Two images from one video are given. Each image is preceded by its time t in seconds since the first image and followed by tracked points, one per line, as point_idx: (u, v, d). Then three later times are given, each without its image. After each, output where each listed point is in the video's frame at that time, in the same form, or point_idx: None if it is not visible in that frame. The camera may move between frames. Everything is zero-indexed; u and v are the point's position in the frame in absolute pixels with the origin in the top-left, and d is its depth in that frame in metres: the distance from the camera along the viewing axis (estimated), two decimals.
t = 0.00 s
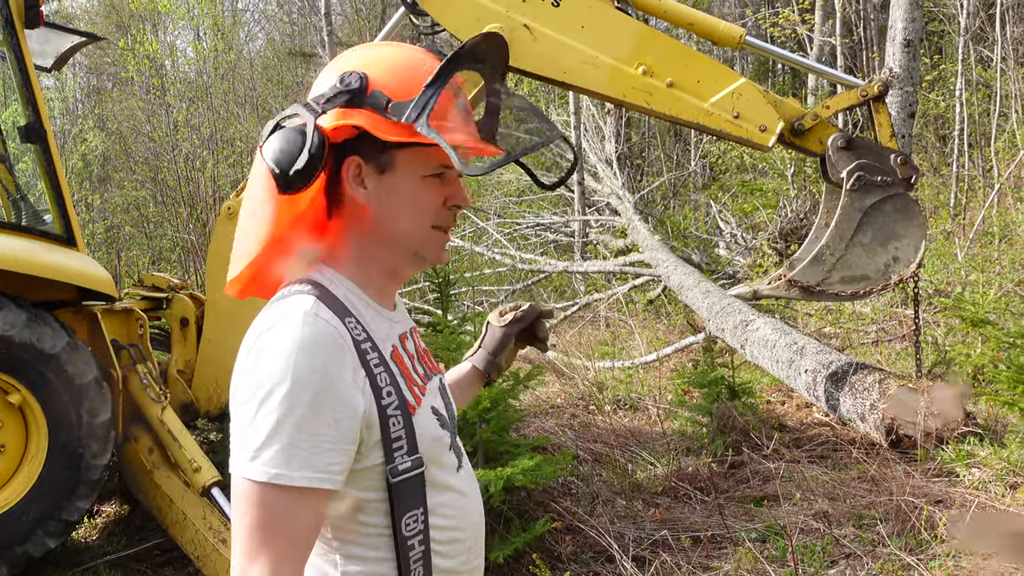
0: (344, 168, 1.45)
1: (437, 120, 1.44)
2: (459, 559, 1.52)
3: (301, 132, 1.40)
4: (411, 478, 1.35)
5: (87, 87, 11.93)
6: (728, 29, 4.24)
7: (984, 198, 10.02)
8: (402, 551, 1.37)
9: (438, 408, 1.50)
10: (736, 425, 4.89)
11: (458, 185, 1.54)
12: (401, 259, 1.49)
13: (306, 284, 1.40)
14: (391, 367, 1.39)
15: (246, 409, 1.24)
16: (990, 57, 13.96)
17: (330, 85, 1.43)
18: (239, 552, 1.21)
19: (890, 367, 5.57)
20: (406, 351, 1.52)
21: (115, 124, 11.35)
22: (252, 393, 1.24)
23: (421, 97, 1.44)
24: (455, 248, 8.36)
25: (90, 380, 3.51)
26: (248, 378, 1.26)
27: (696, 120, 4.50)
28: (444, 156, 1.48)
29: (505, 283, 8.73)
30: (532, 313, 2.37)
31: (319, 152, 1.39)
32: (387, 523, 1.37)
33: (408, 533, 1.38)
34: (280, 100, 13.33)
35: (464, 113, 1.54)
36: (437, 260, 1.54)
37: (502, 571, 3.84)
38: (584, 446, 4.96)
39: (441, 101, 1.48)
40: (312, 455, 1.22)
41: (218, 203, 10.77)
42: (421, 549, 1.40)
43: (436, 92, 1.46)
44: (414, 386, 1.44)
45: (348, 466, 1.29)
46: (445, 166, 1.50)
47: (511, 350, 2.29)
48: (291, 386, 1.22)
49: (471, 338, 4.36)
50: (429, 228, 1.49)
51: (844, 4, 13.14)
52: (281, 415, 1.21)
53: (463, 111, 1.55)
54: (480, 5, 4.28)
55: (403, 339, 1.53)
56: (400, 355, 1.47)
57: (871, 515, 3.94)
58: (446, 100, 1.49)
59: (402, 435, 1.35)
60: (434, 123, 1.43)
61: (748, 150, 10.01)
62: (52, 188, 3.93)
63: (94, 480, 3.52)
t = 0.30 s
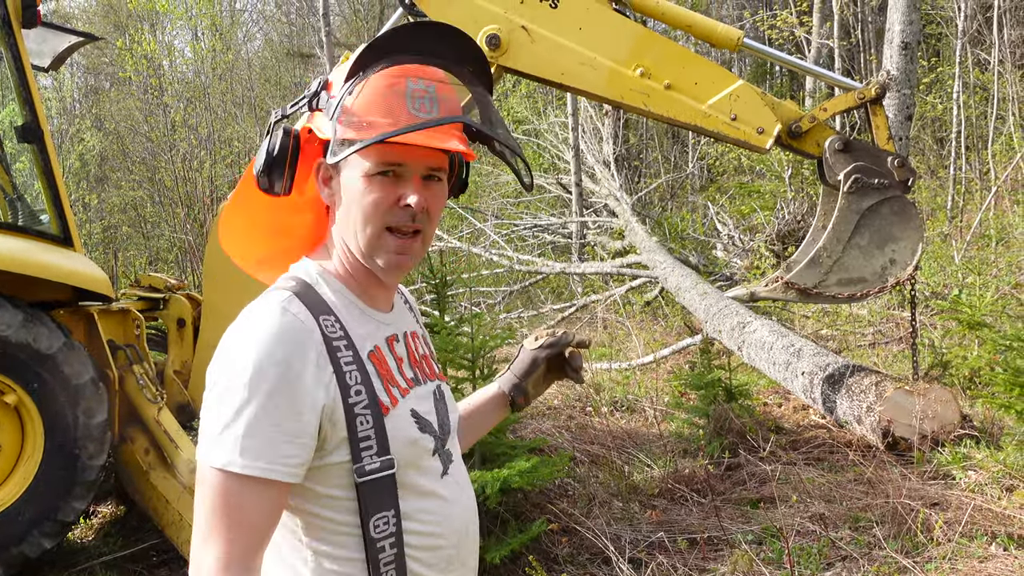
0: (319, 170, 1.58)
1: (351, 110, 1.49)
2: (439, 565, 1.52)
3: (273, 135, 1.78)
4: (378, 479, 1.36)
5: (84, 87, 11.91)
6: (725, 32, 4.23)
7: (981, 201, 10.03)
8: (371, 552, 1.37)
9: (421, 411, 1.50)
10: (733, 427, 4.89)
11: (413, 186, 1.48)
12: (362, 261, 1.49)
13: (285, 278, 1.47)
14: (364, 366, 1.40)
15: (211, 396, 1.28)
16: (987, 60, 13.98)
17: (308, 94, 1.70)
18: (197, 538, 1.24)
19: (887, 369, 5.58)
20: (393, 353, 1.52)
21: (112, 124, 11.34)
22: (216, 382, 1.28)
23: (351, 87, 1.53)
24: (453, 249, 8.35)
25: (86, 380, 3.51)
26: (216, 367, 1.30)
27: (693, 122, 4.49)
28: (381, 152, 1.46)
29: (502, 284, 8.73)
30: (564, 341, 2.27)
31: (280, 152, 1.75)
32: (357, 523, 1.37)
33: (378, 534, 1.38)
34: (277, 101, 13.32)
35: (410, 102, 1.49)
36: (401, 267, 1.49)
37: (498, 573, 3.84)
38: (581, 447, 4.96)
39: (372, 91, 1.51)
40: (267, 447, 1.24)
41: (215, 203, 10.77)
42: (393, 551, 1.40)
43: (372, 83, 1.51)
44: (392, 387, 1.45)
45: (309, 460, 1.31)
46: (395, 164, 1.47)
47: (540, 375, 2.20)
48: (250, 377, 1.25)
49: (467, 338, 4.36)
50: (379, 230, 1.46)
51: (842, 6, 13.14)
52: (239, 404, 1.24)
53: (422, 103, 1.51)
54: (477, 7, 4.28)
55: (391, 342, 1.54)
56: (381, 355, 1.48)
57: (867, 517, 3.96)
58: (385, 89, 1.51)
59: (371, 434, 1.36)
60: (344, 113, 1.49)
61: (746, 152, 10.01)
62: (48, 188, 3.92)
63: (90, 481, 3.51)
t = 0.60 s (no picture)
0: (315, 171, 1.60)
1: (333, 112, 1.50)
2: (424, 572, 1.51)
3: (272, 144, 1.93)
4: (353, 483, 1.35)
5: (81, 87, 11.91)
6: (722, 34, 4.23)
7: (977, 203, 10.05)
8: (349, 556, 1.37)
9: (408, 417, 1.49)
10: (729, 429, 4.90)
11: (397, 189, 1.48)
12: (351, 264, 1.50)
13: (279, 279, 1.49)
14: (346, 371, 1.40)
15: (190, 394, 1.30)
16: (983, 63, 14.01)
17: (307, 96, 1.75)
18: (168, 532, 1.26)
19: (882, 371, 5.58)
20: (383, 358, 1.52)
21: (109, 125, 11.32)
22: (196, 382, 1.30)
23: (337, 89, 1.54)
24: (449, 251, 8.35)
25: (81, 381, 3.50)
26: (198, 367, 1.32)
27: (690, 124, 4.50)
28: (363, 155, 1.47)
29: (498, 286, 8.74)
30: (593, 361, 2.28)
31: (276, 155, 1.89)
32: (334, 526, 1.37)
33: (356, 539, 1.38)
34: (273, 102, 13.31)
35: (391, 103, 1.48)
36: (390, 269, 1.49)
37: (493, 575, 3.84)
38: (577, 449, 4.95)
39: (358, 92, 1.50)
40: (238, 447, 1.24)
41: (212, 204, 10.77)
42: (372, 556, 1.39)
43: (356, 83, 1.51)
44: (377, 392, 1.44)
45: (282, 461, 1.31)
46: (379, 168, 1.48)
47: (564, 393, 2.21)
48: (224, 378, 1.26)
49: (463, 340, 4.36)
50: (365, 233, 1.48)
51: (838, 9, 13.16)
52: (214, 403, 1.26)
53: (405, 103, 1.49)
54: (474, 9, 4.28)
55: (383, 346, 1.53)
56: (368, 360, 1.47)
57: (863, 519, 3.96)
58: (368, 90, 1.50)
59: (348, 439, 1.36)
60: (327, 114, 1.50)
61: (743, 155, 10.02)
62: (44, 189, 3.91)
63: (85, 482, 3.50)
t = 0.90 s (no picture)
0: (310, 174, 1.61)
1: (323, 115, 1.50)
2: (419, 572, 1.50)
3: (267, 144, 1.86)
4: (348, 486, 1.35)
5: (76, 89, 11.89)
6: (718, 37, 4.24)
7: (971, 206, 10.08)
8: (344, 559, 1.37)
9: (404, 420, 1.49)
10: (724, 431, 4.92)
11: (389, 192, 1.48)
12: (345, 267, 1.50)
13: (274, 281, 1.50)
14: (340, 373, 1.40)
15: (185, 397, 1.30)
16: (978, 67, 14.06)
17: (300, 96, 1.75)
18: (165, 535, 1.26)
19: (877, 374, 5.59)
20: (379, 361, 1.52)
21: (104, 127, 11.31)
22: (190, 384, 1.30)
23: (327, 92, 1.54)
24: (445, 253, 8.35)
25: (76, 384, 3.49)
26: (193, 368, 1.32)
27: (685, 127, 4.51)
28: (354, 159, 1.47)
29: (494, 288, 8.73)
30: (595, 374, 2.26)
31: (271, 157, 1.81)
32: (330, 530, 1.37)
33: (351, 542, 1.37)
34: (269, 104, 13.29)
35: (381, 106, 1.47)
36: (383, 272, 1.49)
37: None
38: (572, 452, 4.95)
39: (347, 96, 1.50)
40: (231, 449, 1.24)
41: (208, 206, 10.77)
42: (367, 559, 1.39)
43: (346, 87, 1.51)
44: (371, 394, 1.44)
45: (277, 463, 1.31)
46: (370, 171, 1.48)
47: (564, 405, 2.21)
48: (217, 380, 1.26)
49: (459, 342, 4.37)
50: (358, 236, 1.48)
51: (834, 12, 13.19)
52: (208, 406, 1.25)
53: (395, 107, 1.49)
54: (470, 12, 4.29)
55: (379, 348, 1.53)
56: (362, 362, 1.47)
57: (858, 521, 3.96)
58: (358, 93, 1.49)
59: (343, 441, 1.36)
60: (317, 117, 1.50)
61: (738, 157, 10.04)
62: (39, 190, 3.90)
63: (80, 484, 3.50)
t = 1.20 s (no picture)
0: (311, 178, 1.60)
1: (331, 121, 1.50)
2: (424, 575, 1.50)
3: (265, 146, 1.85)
4: (356, 489, 1.35)
5: (71, 90, 11.89)
6: (714, 40, 4.24)
7: (966, 210, 10.10)
8: (352, 562, 1.36)
9: (408, 423, 1.48)
10: (720, 434, 4.93)
11: (395, 198, 1.48)
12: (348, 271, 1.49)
13: (275, 285, 1.49)
14: (346, 376, 1.39)
15: (191, 400, 1.29)
16: (972, 70, 14.11)
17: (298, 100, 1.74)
18: (172, 540, 1.25)
19: (873, 376, 5.60)
20: (380, 363, 1.52)
21: (99, 128, 11.29)
22: (195, 388, 1.28)
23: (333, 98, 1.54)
24: (441, 256, 8.34)
25: (71, 387, 3.48)
26: (197, 373, 1.31)
27: (682, 130, 4.51)
28: (361, 164, 1.46)
29: (490, 290, 8.72)
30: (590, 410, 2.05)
31: (270, 159, 1.80)
32: (338, 535, 1.36)
33: (359, 546, 1.37)
34: (265, 106, 13.28)
35: (389, 113, 1.49)
36: (387, 277, 1.48)
37: None
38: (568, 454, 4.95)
39: (354, 103, 1.50)
40: (241, 454, 1.23)
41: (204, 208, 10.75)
42: (375, 563, 1.39)
43: (353, 94, 1.51)
44: (376, 397, 1.44)
45: (285, 468, 1.30)
46: (377, 176, 1.48)
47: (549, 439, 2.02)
48: (225, 384, 1.25)
49: (455, 345, 4.36)
50: (364, 241, 1.47)
51: (829, 16, 13.23)
52: (216, 411, 1.24)
53: (403, 113, 1.50)
54: (466, 15, 4.29)
55: (380, 352, 1.53)
56: (366, 365, 1.47)
57: (854, 524, 3.96)
58: (365, 100, 1.50)
59: (350, 445, 1.35)
60: (325, 123, 1.50)
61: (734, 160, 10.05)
62: (34, 193, 3.90)
63: (75, 487, 3.49)
